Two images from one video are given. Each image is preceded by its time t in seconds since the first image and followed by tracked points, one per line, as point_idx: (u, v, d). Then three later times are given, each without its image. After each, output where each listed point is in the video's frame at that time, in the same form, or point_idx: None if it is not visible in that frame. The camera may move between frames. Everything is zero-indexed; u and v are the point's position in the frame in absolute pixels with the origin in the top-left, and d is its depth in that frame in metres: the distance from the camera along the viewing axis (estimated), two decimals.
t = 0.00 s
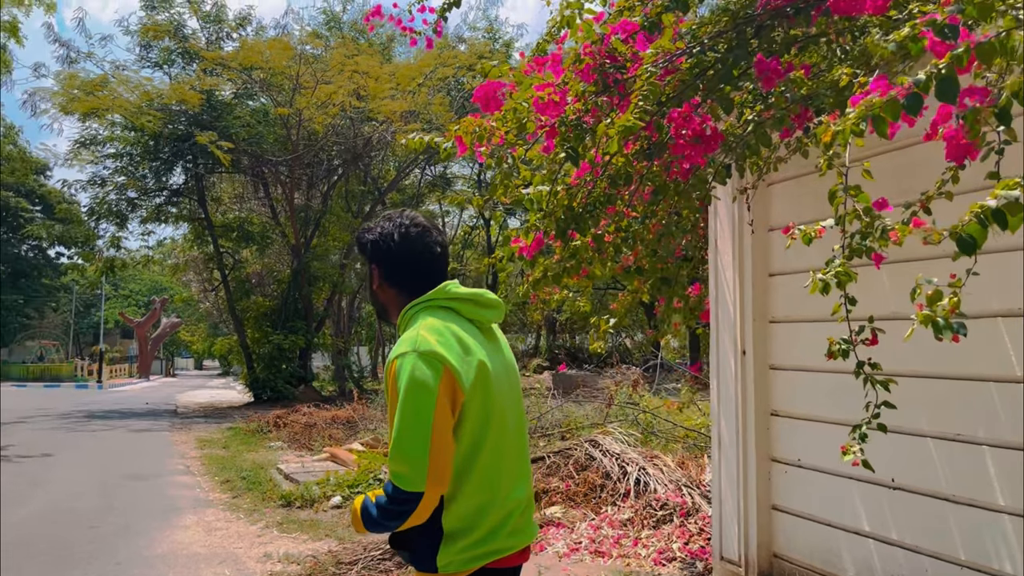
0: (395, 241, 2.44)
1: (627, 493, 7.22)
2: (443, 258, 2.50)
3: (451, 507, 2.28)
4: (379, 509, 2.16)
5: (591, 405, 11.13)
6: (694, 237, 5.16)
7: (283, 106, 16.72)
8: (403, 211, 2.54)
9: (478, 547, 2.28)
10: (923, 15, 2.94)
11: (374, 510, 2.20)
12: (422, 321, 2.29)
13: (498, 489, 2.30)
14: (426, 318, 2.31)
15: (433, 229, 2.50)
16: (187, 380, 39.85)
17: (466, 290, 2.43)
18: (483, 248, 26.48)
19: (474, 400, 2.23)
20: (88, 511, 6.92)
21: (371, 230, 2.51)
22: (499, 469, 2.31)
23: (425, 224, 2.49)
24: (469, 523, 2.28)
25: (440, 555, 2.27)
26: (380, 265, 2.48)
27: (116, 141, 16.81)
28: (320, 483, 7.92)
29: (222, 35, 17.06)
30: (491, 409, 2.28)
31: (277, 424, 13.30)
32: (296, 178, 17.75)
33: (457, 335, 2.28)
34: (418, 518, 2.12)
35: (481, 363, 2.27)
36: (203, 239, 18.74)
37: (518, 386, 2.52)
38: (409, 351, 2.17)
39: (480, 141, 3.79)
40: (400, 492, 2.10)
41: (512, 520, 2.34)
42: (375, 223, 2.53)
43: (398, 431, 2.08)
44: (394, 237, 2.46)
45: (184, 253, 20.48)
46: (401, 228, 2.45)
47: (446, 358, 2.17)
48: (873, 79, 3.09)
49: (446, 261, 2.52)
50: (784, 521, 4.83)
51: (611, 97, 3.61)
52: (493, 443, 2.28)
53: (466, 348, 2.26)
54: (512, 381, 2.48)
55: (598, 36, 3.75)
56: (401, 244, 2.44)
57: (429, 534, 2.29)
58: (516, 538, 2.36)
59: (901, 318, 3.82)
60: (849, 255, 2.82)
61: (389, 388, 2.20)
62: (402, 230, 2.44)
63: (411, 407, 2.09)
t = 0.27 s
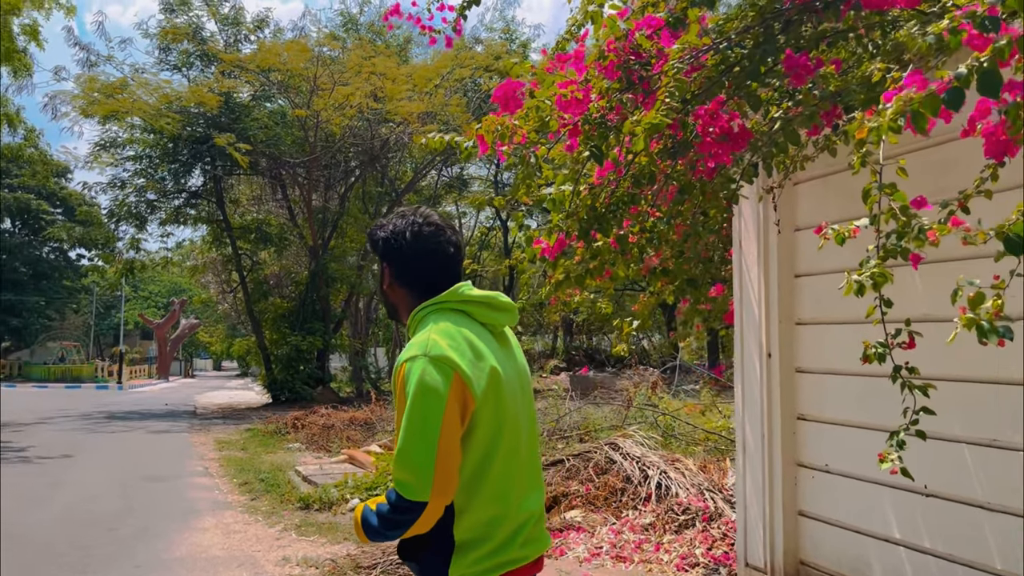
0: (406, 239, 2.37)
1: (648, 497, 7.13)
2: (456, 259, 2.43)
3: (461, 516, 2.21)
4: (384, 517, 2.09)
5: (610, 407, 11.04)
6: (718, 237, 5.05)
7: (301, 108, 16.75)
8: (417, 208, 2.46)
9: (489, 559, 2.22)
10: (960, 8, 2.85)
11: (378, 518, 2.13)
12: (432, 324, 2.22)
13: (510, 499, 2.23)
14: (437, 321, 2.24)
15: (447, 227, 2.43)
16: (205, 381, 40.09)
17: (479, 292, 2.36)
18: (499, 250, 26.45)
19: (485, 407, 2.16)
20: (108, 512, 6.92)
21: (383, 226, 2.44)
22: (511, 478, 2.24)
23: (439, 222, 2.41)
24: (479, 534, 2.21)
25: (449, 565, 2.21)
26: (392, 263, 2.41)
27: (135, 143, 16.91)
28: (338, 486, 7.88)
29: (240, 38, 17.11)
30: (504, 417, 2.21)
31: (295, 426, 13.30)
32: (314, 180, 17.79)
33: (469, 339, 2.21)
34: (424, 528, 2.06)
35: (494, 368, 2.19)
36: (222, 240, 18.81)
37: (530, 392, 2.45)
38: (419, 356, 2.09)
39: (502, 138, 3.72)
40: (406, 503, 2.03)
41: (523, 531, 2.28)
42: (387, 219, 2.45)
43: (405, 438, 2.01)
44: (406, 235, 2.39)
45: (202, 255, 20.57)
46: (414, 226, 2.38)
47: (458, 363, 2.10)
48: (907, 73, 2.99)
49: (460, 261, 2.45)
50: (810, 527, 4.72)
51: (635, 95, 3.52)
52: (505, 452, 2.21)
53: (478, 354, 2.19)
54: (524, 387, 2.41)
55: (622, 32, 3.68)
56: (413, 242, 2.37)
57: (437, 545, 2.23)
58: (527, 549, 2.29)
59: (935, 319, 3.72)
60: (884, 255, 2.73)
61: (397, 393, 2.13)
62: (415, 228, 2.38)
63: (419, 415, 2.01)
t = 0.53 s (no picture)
0: (415, 239, 2.32)
1: (665, 500, 7.05)
2: (465, 260, 2.38)
3: (469, 525, 2.16)
4: (389, 525, 2.04)
5: (625, 408, 10.97)
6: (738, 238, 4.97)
7: (315, 110, 16.76)
8: (426, 208, 2.42)
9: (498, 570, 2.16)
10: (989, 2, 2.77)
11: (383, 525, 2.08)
12: (441, 327, 2.18)
13: (520, 507, 2.18)
14: (446, 324, 2.19)
15: (456, 228, 2.38)
16: (220, 382, 40.31)
17: (489, 295, 2.32)
18: (513, 251, 26.42)
19: (495, 412, 2.11)
20: (124, 514, 6.92)
21: (391, 226, 2.40)
22: (521, 486, 2.19)
23: (448, 223, 2.37)
24: (488, 543, 2.15)
25: None
26: (399, 264, 2.37)
27: (151, 145, 17.00)
28: (353, 487, 7.85)
29: (255, 40, 17.16)
30: (514, 422, 2.16)
31: (310, 427, 13.30)
32: (328, 181, 17.75)
33: (478, 343, 2.16)
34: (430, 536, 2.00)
35: (503, 373, 2.14)
36: (236, 242, 18.87)
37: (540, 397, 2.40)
38: (427, 360, 2.05)
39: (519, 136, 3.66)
40: (412, 510, 1.98)
41: (533, 540, 2.22)
42: (395, 218, 2.41)
43: (410, 444, 1.96)
44: (414, 235, 2.35)
45: (217, 256, 20.65)
46: (422, 227, 2.34)
47: (466, 368, 2.05)
48: (934, 69, 2.91)
49: (469, 264, 2.41)
50: (832, 532, 4.64)
51: (655, 92, 3.47)
52: (514, 458, 2.16)
53: (487, 358, 2.14)
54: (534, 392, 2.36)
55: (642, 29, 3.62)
56: (421, 242, 2.32)
57: (444, 554, 2.17)
58: (537, 558, 2.24)
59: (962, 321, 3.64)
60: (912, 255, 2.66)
61: (403, 398, 2.08)
62: (423, 229, 2.33)
63: (426, 420, 1.97)
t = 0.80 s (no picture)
0: (423, 241, 2.26)
1: (687, 504, 6.97)
2: (474, 264, 2.30)
3: (479, 534, 2.11)
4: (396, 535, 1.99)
5: (644, 410, 10.87)
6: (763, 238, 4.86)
7: (333, 112, 16.78)
8: (435, 208, 2.34)
9: None
10: None
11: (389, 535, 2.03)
12: (448, 331, 2.13)
13: (531, 515, 2.13)
14: (453, 328, 2.14)
15: (465, 230, 2.30)
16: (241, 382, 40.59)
17: (497, 297, 2.26)
18: (531, 252, 26.36)
19: (505, 419, 2.06)
20: (144, 515, 6.93)
21: (398, 227, 2.33)
22: (532, 493, 2.14)
23: (457, 225, 2.29)
24: (498, 552, 2.10)
25: None
26: (407, 266, 2.31)
27: (171, 148, 17.12)
28: (372, 489, 7.82)
29: (274, 42, 17.22)
30: (523, 429, 2.11)
31: (328, 428, 13.31)
32: (346, 183, 17.76)
33: (487, 347, 2.11)
34: (438, 546, 1.96)
35: (513, 378, 2.10)
36: (255, 243, 18.95)
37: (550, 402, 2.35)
38: (434, 365, 2.00)
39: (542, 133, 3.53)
40: (420, 520, 1.93)
41: (544, 548, 2.17)
42: (404, 218, 2.34)
43: (418, 452, 1.91)
44: (422, 237, 2.28)
45: (237, 258, 20.74)
46: (429, 229, 2.26)
47: (475, 373, 2.00)
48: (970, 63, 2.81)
49: (479, 266, 2.33)
50: (860, 538, 4.53)
51: (680, 89, 3.38)
52: (525, 465, 2.11)
53: (496, 363, 2.09)
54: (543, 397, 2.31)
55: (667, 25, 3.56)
56: (429, 246, 2.26)
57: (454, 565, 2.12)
58: (549, 566, 2.19)
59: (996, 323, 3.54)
60: (949, 256, 2.58)
61: (410, 405, 2.03)
62: (431, 231, 2.26)
63: (434, 428, 1.92)
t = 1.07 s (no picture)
0: (430, 245, 2.23)
1: (709, 508, 6.88)
2: (479, 269, 2.27)
3: (488, 543, 2.05)
4: (402, 544, 1.95)
5: (665, 413, 10.77)
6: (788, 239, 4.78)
7: (352, 114, 16.77)
8: (442, 212, 2.33)
9: None
10: None
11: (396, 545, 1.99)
12: (454, 335, 2.09)
13: (540, 522, 2.08)
14: (459, 332, 2.10)
15: (472, 234, 2.28)
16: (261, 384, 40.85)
17: (504, 301, 2.22)
18: (549, 253, 26.29)
19: (513, 424, 2.02)
20: (166, 517, 6.95)
21: (404, 231, 2.32)
22: (542, 500, 2.09)
23: (462, 229, 2.27)
24: (507, 562, 2.05)
25: None
26: (413, 270, 2.28)
27: (192, 151, 17.25)
28: (392, 491, 7.80)
29: (293, 45, 17.30)
30: (531, 435, 2.06)
31: (348, 429, 13.33)
32: (364, 185, 17.73)
33: (495, 352, 2.07)
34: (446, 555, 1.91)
35: (521, 383, 2.05)
36: (275, 246, 19.04)
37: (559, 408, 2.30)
38: (440, 369, 1.96)
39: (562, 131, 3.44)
40: (426, 528, 1.89)
41: (555, 557, 2.11)
42: (410, 223, 2.32)
43: (424, 459, 1.87)
44: (428, 240, 2.26)
45: (257, 260, 20.85)
46: (435, 232, 2.25)
47: (482, 378, 1.96)
48: (1006, 57, 2.71)
49: (485, 272, 2.31)
50: (889, 544, 4.43)
51: (705, 87, 3.28)
52: (534, 471, 2.06)
53: (503, 367, 2.04)
54: (552, 402, 2.26)
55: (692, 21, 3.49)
56: (435, 249, 2.23)
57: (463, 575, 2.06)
58: None
59: None
60: (986, 256, 2.50)
61: (417, 410, 1.99)
62: (438, 234, 2.24)
63: (441, 434, 1.88)
